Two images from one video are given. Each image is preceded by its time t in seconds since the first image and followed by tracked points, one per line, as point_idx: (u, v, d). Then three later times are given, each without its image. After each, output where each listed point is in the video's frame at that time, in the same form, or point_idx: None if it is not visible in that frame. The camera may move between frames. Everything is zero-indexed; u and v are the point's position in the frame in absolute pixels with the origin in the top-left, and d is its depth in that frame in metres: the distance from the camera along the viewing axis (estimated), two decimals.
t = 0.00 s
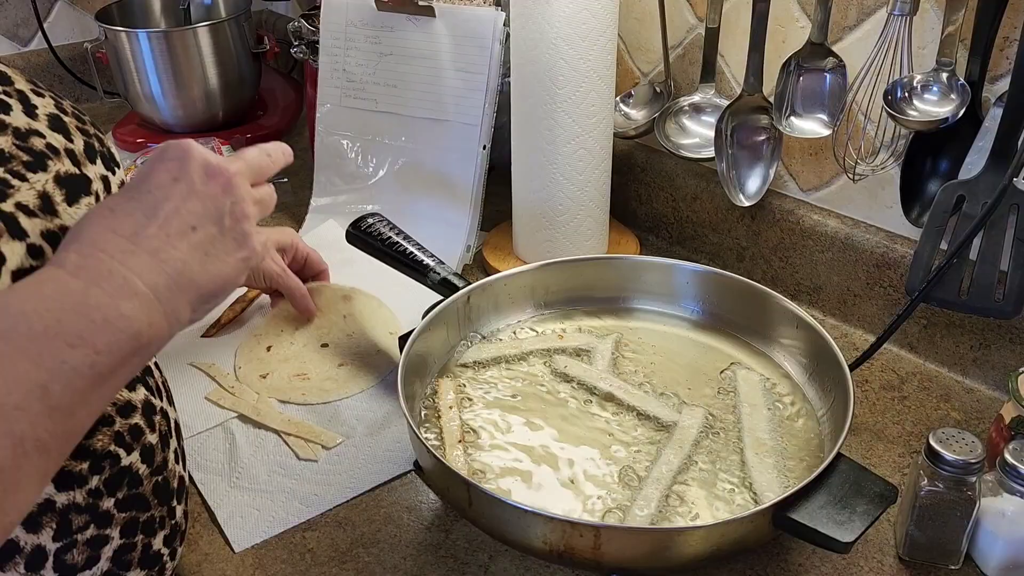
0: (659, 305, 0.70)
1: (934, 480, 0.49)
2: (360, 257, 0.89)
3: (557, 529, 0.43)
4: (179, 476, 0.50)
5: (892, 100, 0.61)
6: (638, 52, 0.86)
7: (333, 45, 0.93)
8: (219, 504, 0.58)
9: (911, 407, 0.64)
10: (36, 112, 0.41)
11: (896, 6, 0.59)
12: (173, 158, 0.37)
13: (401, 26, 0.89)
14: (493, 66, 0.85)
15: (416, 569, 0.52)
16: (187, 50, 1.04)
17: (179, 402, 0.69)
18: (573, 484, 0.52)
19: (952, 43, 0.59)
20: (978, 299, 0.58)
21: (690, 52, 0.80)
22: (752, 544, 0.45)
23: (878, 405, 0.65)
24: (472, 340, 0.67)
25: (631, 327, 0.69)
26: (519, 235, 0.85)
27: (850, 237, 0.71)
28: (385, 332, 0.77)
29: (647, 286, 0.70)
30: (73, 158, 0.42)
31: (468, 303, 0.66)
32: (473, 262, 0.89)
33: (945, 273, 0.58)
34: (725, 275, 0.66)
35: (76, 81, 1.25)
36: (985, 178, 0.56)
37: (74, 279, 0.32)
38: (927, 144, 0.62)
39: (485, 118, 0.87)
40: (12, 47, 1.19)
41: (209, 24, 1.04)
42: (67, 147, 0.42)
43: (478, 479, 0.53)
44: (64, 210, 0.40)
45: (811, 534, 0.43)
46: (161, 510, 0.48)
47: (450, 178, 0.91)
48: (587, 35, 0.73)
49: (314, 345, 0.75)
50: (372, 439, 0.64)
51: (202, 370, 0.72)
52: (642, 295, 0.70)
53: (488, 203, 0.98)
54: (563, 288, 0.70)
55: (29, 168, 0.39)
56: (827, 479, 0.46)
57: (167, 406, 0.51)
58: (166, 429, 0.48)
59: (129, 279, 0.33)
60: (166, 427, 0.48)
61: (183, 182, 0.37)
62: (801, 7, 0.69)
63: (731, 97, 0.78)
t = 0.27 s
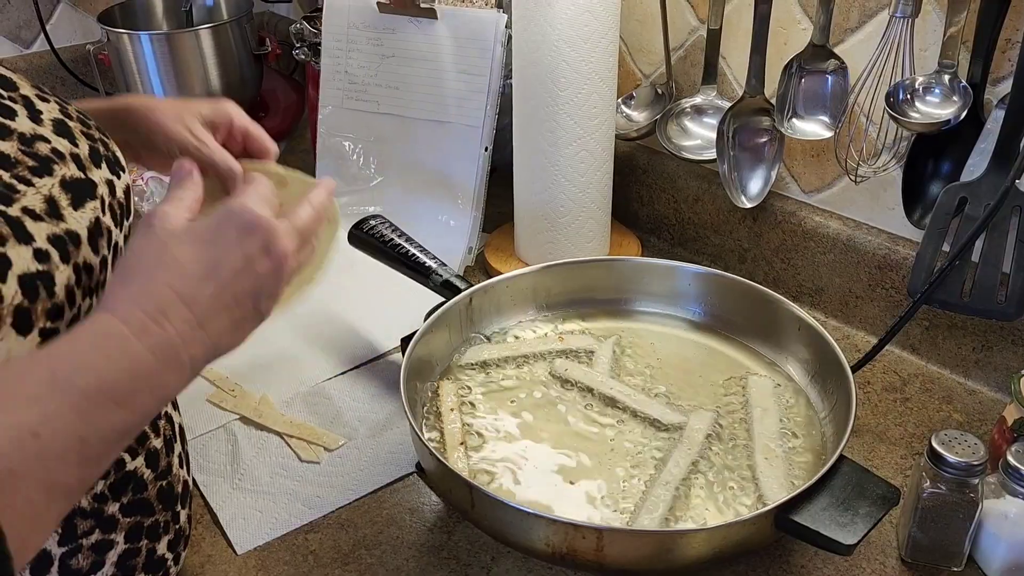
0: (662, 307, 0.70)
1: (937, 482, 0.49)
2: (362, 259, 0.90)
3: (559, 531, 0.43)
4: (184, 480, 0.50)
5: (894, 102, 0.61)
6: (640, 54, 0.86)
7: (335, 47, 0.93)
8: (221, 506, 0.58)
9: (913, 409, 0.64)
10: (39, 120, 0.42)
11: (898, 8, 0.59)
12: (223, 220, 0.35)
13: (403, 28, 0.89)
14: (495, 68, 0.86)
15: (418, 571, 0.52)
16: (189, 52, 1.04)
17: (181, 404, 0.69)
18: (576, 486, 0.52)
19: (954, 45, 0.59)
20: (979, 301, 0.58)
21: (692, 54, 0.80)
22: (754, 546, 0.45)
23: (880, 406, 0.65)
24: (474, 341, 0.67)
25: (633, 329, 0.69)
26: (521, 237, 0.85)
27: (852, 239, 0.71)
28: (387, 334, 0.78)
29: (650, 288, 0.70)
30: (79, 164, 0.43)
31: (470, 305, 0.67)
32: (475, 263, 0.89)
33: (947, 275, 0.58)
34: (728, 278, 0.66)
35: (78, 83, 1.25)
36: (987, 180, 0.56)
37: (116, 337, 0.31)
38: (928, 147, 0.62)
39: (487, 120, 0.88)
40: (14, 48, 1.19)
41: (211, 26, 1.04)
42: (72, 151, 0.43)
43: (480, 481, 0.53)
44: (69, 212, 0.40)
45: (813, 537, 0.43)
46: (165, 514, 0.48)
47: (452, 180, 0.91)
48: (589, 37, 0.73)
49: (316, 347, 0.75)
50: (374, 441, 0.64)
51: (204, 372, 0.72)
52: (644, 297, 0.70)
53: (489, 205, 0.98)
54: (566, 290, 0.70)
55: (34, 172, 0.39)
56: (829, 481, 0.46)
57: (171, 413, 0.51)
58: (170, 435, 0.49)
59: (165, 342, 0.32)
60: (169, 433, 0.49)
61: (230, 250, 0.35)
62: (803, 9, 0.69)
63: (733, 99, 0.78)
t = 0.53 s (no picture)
0: (663, 307, 0.70)
1: (938, 483, 0.49)
2: (363, 260, 0.90)
3: (559, 533, 0.43)
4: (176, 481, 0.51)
5: (895, 103, 0.61)
6: (641, 55, 0.85)
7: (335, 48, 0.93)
8: (222, 507, 0.58)
9: (914, 410, 0.64)
10: (24, 119, 0.43)
11: (899, 9, 0.59)
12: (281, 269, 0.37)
13: (404, 29, 0.89)
14: (496, 69, 0.86)
15: (418, 572, 0.52)
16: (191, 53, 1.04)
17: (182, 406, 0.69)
18: (575, 487, 0.52)
19: (954, 45, 0.59)
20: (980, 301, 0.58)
21: (693, 54, 0.80)
22: (754, 547, 0.45)
23: (881, 407, 0.65)
24: (475, 342, 0.67)
25: (634, 329, 0.69)
26: (522, 238, 0.85)
27: (853, 239, 0.71)
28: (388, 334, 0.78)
29: (650, 289, 0.70)
30: (64, 162, 0.44)
31: (471, 306, 0.67)
32: (475, 264, 0.89)
33: (948, 275, 0.58)
34: (728, 278, 0.66)
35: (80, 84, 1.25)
36: (988, 181, 0.56)
37: (192, 399, 0.37)
38: (930, 147, 0.62)
39: (488, 121, 0.88)
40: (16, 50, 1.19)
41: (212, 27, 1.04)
42: (57, 149, 0.44)
43: (479, 481, 0.53)
44: (55, 212, 0.41)
45: (813, 539, 0.43)
46: (157, 513, 0.48)
47: (453, 180, 0.91)
48: (589, 38, 0.73)
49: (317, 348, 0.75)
50: (374, 441, 0.64)
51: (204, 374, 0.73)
52: (645, 297, 0.70)
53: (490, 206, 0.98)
54: (566, 291, 0.70)
55: (17, 172, 0.41)
56: (829, 482, 0.46)
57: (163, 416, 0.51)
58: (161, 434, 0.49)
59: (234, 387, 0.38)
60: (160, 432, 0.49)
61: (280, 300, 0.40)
62: (803, 9, 0.69)
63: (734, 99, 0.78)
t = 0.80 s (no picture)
0: (662, 308, 0.70)
1: (937, 484, 0.49)
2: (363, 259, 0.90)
3: (556, 533, 0.43)
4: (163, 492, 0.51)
5: (894, 102, 0.61)
6: (640, 55, 0.85)
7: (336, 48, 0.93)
8: (221, 507, 0.58)
9: (914, 410, 0.64)
10: (15, 128, 0.43)
11: (898, 8, 0.59)
12: (317, 286, 0.34)
13: (404, 29, 0.89)
14: (496, 67, 0.86)
15: (416, 572, 0.52)
16: (191, 53, 1.04)
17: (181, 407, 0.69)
18: (573, 487, 0.52)
19: (954, 44, 0.59)
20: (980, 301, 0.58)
21: (693, 54, 0.80)
22: (753, 547, 0.45)
23: (881, 407, 0.64)
24: (473, 342, 0.67)
25: (633, 330, 0.69)
26: (522, 238, 0.85)
27: (853, 239, 0.70)
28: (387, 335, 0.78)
29: (649, 289, 0.70)
30: (52, 172, 0.44)
31: (469, 306, 0.66)
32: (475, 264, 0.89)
33: (947, 275, 0.58)
34: (727, 278, 0.66)
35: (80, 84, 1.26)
36: (987, 180, 0.55)
37: (188, 446, 0.33)
38: (930, 147, 0.62)
39: (487, 121, 0.88)
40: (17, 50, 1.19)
41: (212, 28, 1.04)
42: (46, 159, 0.44)
43: (477, 481, 0.53)
44: (37, 228, 0.41)
45: (811, 539, 0.43)
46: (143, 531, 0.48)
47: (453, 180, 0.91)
48: (588, 38, 0.73)
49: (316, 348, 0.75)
50: (373, 442, 0.64)
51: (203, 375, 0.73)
52: (644, 298, 0.70)
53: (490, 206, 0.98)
54: (565, 291, 0.70)
55: (4, 185, 0.41)
56: (827, 483, 0.46)
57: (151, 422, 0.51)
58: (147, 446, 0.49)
59: (226, 434, 0.34)
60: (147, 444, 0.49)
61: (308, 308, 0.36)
62: (802, 8, 0.69)
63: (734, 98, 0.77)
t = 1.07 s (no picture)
0: (661, 307, 0.69)
1: (936, 484, 0.48)
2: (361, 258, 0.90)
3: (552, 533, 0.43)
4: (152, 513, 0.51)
5: (893, 100, 0.61)
6: (639, 53, 0.85)
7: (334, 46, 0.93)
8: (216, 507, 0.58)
9: (913, 410, 0.64)
10: (15, 142, 0.43)
11: (897, 5, 0.58)
12: (329, 480, 0.33)
13: (402, 27, 0.89)
14: (494, 66, 0.85)
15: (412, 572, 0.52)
16: (189, 52, 1.04)
17: (178, 407, 0.69)
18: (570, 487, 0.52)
19: (953, 42, 0.59)
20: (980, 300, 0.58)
21: (691, 52, 0.80)
22: (750, 547, 0.45)
23: (880, 407, 0.64)
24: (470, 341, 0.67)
25: (631, 329, 0.68)
26: (521, 237, 0.84)
27: (852, 238, 0.70)
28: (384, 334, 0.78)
29: (648, 289, 0.69)
30: (50, 188, 0.44)
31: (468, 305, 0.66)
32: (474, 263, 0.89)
33: (946, 274, 0.58)
34: (725, 277, 0.66)
35: (79, 83, 1.25)
36: (986, 179, 0.55)
37: None
38: (930, 145, 0.62)
39: (485, 119, 0.87)
40: (15, 49, 1.19)
41: (211, 27, 1.04)
42: (45, 174, 0.44)
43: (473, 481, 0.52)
44: (27, 245, 0.41)
45: (808, 539, 0.43)
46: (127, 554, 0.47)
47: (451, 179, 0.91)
48: (587, 36, 0.72)
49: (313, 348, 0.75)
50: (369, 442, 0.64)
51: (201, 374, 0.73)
52: (643, 297, 0.69)
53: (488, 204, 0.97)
54: (564, 291, 0.70)
55: None
56: (825, 483, 0.46)
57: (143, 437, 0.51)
58: (139, 467, 0.50)
59: None
60: (139, 465, 0.49)
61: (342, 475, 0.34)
62: (801, 6, 0.69)
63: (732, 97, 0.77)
